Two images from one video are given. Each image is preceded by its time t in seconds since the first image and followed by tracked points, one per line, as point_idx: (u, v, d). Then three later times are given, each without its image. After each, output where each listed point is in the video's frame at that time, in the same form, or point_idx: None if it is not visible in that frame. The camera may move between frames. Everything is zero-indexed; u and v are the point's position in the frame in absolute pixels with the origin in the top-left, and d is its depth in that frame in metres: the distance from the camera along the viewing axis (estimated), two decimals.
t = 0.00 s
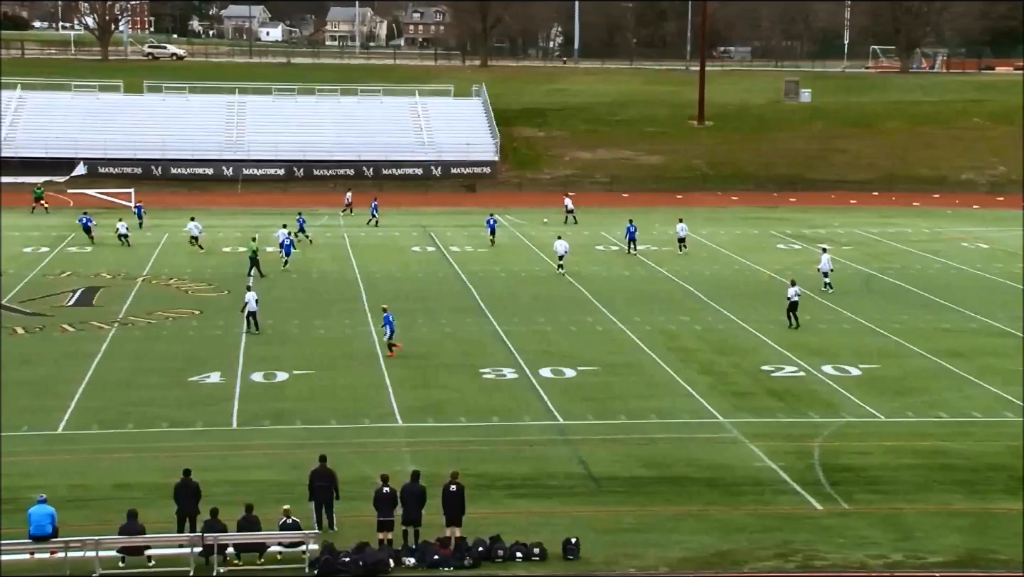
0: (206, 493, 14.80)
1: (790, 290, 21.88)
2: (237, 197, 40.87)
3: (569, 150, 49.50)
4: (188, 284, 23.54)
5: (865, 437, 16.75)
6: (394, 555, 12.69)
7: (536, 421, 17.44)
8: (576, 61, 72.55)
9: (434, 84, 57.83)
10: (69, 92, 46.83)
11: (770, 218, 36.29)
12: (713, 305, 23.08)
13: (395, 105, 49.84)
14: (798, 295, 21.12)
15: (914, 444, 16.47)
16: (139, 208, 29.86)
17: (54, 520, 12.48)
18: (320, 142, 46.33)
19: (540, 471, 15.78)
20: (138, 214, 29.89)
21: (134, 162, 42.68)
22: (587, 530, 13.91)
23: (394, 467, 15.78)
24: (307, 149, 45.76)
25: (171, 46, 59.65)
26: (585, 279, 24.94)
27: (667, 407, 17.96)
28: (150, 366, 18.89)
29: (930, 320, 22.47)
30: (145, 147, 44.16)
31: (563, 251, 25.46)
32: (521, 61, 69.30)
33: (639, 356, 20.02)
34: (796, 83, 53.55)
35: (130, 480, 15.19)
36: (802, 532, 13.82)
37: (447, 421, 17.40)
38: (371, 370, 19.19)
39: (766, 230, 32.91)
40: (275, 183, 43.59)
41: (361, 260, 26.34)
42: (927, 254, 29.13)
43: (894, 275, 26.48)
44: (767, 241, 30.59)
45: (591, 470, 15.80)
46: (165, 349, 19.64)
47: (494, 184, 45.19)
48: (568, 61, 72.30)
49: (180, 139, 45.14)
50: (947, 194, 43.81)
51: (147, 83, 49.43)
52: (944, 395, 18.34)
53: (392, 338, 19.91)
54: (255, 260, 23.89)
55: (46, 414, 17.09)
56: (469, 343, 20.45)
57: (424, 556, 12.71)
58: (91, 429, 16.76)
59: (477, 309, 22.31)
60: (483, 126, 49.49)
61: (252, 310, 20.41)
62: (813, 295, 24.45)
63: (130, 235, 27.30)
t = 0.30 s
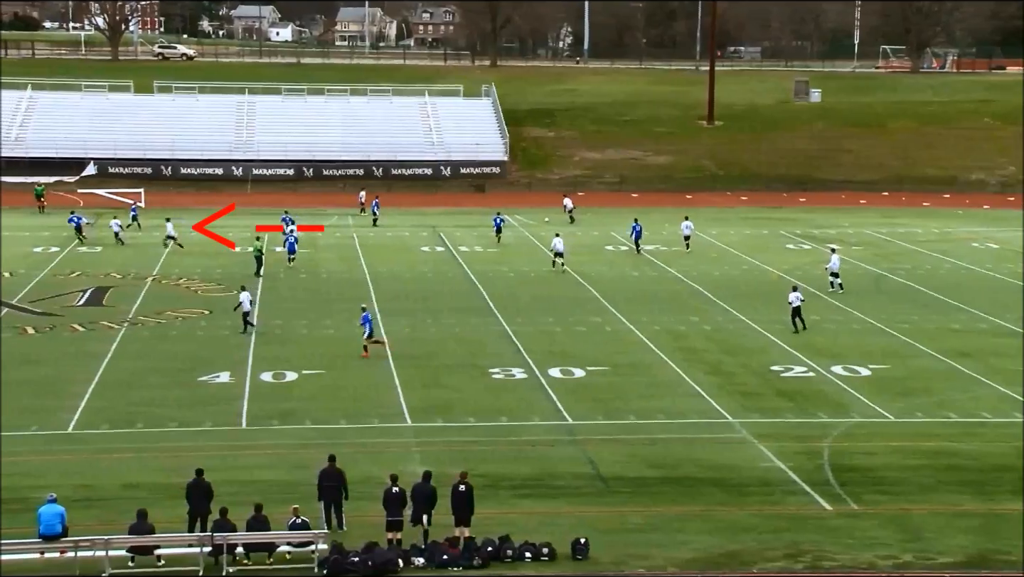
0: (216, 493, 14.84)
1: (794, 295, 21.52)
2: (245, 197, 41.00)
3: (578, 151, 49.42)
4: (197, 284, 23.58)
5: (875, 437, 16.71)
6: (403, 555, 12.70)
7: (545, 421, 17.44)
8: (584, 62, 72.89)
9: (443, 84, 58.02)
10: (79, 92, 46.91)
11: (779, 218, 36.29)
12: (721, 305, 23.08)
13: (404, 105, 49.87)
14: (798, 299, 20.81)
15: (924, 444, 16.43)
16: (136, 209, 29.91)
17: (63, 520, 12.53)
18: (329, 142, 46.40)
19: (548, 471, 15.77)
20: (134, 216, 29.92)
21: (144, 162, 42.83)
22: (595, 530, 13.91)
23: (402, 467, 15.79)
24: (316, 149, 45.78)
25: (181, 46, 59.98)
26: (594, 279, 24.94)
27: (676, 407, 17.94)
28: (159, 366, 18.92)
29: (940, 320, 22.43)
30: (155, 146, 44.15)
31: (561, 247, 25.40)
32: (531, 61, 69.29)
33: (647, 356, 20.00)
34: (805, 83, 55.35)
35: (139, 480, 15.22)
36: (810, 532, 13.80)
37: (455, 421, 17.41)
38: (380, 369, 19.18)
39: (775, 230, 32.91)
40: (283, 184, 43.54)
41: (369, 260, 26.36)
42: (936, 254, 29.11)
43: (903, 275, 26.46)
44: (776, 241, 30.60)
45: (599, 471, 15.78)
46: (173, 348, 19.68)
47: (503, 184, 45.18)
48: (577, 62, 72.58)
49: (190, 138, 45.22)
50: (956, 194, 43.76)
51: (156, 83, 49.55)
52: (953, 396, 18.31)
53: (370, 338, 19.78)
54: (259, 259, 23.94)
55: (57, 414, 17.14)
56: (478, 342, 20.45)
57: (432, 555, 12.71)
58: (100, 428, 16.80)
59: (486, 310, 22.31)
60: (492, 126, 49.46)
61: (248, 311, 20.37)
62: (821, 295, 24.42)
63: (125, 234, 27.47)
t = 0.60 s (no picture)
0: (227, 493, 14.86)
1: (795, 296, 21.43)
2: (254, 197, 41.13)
3: (590, 151, 49.04)
4: (209, 284, 23.59)
5: (887, 439, 16.66)
6: (414, 555, 12.69)
7: (556, 422, 17.43)
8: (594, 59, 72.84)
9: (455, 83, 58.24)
10: (91, 93, 47.10)
11: (791, 218, 36.31)
12: (733, 305, 23.06)
13: (415, 104, 49.92)
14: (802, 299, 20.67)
15: (936, 446, 16.37)
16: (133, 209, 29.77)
17: (76, 519, 12.57)
18: (340, 143, 46.35)
19: (558, 472, 15.77)
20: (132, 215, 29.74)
21: (156, 162, 42.69)
22: (606, 531, 13.89)
23: (412, 467, 15.81)
24: (327, 149, 45.78)
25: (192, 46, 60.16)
26: (604, 279, 24.94)
27: (688, 408, 17.91)
28: (171, 365, 18.96)
29: (953, 321, 22.35)
30: (167, 147, 44.17)
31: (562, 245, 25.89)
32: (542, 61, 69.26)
33: (658, 356, 19.97)
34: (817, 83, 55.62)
35: (151, 480, 15.25)
36: (823, 534, 13.77)
37: (466, 421, 17.43)
38: (392, 369, 19.19)
39: (786, 230, 32.93)
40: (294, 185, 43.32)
41: (380, 260, 26.40)
42: (947, 254, 29.11)
43: (915, 275, 26.44)
44: (787, 242, 30.62)
45: (611, 471, 15.76)
46: (185, 348, 19.71)
47: (515, 184, 44.93)
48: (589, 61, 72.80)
49: (202, 138, 45.28)
50: (968, 194, 43.68)
51: (168, 83, 49.76)
52: (965, 397, 18.26)
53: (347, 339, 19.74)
54: (265, 258, 23.98)
55: (69, 414, 17.19)
56: (488, 342, 20.47)
57: (443, 556, 12.70)
58: (112, 428, 16.85)
59: (497, 310, 22.31)
60: (503, 126, 49.43)
61: (244, 310, 20.33)
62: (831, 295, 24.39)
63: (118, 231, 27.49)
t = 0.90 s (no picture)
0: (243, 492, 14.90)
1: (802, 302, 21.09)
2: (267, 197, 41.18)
3: (606, 151, 49.01)
4: (224, 284, 23.59)
5: (904, 439, 16.62)
6: (429, 555, 12.70)
7: (570, 422, 17.43)
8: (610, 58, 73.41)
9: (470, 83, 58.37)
10: (108, 93, 47.24)
11: (806, 218, 36.25)
12: (748, 306, 23.02)
13: (430, 104, 49.77)
14: (807, 305, 20.45)
15: (953, 447, 16.31)
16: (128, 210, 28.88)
17: (93, 517, 12.54)
18: (355, 142, 46.22)
19: (573, 471, 15.77)
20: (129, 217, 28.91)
21: (172, 162, 42.74)
22: (621, 531, 13.88)
23: (427, 467, 15.82)
24: (341, 149, 45.69)
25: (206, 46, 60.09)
26: (619, 279, 24.94)
27: (703, 409, 17.88)
28: (186, 364, 19.00)
29: (970, 322, 22.25)
30: (182, 147, 44.34)
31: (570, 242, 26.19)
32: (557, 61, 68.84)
33: (674, 357, 19.94)
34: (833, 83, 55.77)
35: (166, 479, 15.30)
36: (839, 534, 13.73)
37: (481, 421, 17.43)
38: (406, 369, 19.20)
39: (802, 230, 32.88)
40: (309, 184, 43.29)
41: (395, 260, 26.44)
42: (964, 254, 29.03)
43: (931, 275, 26.36)
44: (803, 242, 30.59)
45: (626, 472, 15.74)
46: (202, 348, 19.74)
47: (530, 185, 44.96)
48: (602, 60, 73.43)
49: (217, 139, 45.42)
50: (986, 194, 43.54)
51: (184, 83, 49.96)
52: (982, 398, 18.19)
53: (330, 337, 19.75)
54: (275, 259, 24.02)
55: (86, 413, 17.25)
56: (503, 342, 20.47)
57: (458, 555, 12.71)
58: (128, 426, 16.91)
59: (511, 310, 22.30)
60: (517, 126, 49.35)
61: (242, 309, 20.43)
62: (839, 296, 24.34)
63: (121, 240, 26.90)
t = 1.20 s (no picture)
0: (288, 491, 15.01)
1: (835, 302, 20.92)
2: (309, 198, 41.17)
3: (649, 151, 49.50)
4: (269, 284, 23.69)
5: (952, 442, 16.50)
6: (472, 555, 12.71)
7: (614, 422, 17.43)
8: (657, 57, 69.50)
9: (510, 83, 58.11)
10: (157, 94, 47.57)
11: (850, 218, 35.97)
12: (792, 306, 22.90)
13: (474, 104, 49.34)
14: (841, 305, 20.22)
15: (1002, 450, 16.16)
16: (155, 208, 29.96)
17: (140, 513, 12.67)
18: (396, 141, 46.27)
19: (616, 472, 15.77)
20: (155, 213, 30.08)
21: (217, 161, 43.54)
22: (664, 532, 13.87)
23: (472, 467, 15.86)
24: (382, 148, 45.72)
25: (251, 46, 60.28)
26: (662, 279, 24.92)
27: (749, 409, 17.84)
28: (229, 363, 19.13)
29: (1019, 324, 21.98)
30: (227, 147, 44.70)
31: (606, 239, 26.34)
32: (599, 60, 66.54)
33: (717, 358, 19.90)
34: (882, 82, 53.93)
35: (212, 477, 15.44)
36: (885, 537, 13.66)
37: (526, 421, 17.45)
38: (450, 368, 19.25)
39: (849, 231, 32.59)
40: (354, 184, 43.95)
41: (440, 260, 26.50)
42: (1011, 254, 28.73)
43: (978, 276, 26.09)
44: (849, 242, 30.36)
45: (670, 472, 15.71)
46: (244, 346, 19.86)
47: (572, 185, 45.44)
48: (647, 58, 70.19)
49: (260, 139, 45.68)
50: None
51: (229, 83, 50.38)
52: None
53: (352, 337, 19.78)
54: (313, 259, 24.11)
55: (134, 411, 17.43)
56: (547, 341, 20.51)
57: (502, 555, 12.70)
58: (175, 424, 17.07)
59: (554, 310, 22.34)
60: (562, 126, 48.91)
61: (271, 308, 20.44)
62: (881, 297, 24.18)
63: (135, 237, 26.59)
